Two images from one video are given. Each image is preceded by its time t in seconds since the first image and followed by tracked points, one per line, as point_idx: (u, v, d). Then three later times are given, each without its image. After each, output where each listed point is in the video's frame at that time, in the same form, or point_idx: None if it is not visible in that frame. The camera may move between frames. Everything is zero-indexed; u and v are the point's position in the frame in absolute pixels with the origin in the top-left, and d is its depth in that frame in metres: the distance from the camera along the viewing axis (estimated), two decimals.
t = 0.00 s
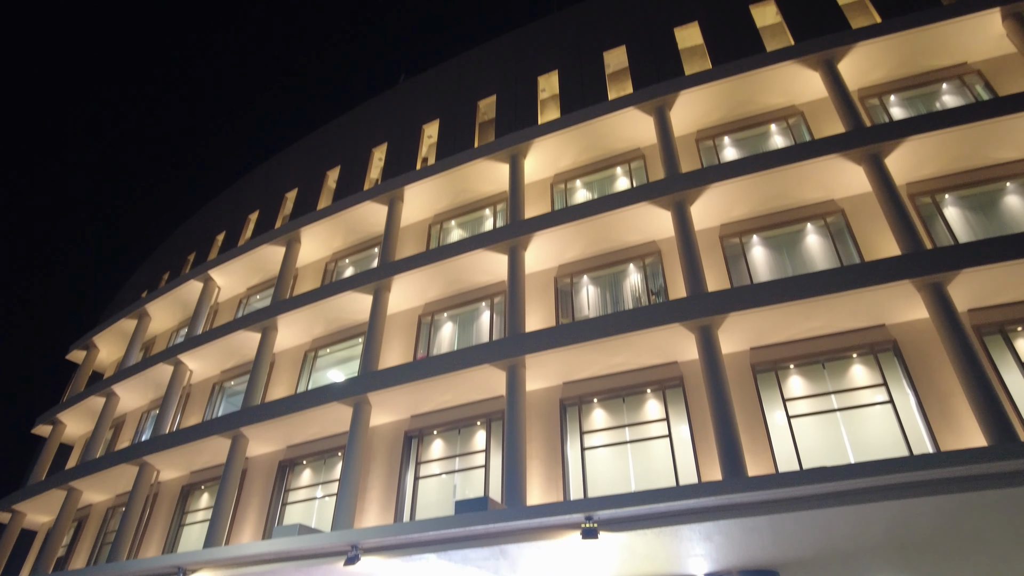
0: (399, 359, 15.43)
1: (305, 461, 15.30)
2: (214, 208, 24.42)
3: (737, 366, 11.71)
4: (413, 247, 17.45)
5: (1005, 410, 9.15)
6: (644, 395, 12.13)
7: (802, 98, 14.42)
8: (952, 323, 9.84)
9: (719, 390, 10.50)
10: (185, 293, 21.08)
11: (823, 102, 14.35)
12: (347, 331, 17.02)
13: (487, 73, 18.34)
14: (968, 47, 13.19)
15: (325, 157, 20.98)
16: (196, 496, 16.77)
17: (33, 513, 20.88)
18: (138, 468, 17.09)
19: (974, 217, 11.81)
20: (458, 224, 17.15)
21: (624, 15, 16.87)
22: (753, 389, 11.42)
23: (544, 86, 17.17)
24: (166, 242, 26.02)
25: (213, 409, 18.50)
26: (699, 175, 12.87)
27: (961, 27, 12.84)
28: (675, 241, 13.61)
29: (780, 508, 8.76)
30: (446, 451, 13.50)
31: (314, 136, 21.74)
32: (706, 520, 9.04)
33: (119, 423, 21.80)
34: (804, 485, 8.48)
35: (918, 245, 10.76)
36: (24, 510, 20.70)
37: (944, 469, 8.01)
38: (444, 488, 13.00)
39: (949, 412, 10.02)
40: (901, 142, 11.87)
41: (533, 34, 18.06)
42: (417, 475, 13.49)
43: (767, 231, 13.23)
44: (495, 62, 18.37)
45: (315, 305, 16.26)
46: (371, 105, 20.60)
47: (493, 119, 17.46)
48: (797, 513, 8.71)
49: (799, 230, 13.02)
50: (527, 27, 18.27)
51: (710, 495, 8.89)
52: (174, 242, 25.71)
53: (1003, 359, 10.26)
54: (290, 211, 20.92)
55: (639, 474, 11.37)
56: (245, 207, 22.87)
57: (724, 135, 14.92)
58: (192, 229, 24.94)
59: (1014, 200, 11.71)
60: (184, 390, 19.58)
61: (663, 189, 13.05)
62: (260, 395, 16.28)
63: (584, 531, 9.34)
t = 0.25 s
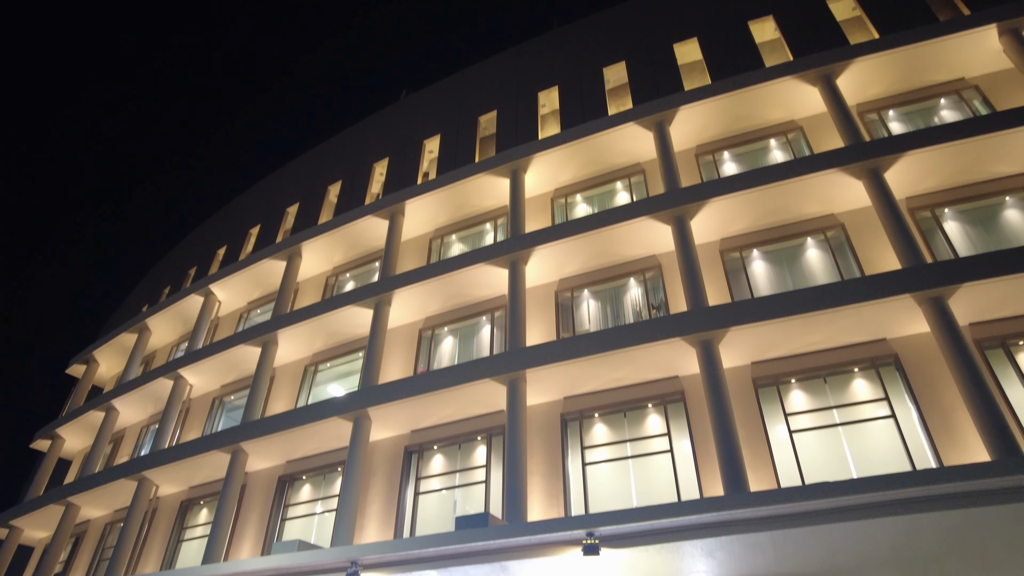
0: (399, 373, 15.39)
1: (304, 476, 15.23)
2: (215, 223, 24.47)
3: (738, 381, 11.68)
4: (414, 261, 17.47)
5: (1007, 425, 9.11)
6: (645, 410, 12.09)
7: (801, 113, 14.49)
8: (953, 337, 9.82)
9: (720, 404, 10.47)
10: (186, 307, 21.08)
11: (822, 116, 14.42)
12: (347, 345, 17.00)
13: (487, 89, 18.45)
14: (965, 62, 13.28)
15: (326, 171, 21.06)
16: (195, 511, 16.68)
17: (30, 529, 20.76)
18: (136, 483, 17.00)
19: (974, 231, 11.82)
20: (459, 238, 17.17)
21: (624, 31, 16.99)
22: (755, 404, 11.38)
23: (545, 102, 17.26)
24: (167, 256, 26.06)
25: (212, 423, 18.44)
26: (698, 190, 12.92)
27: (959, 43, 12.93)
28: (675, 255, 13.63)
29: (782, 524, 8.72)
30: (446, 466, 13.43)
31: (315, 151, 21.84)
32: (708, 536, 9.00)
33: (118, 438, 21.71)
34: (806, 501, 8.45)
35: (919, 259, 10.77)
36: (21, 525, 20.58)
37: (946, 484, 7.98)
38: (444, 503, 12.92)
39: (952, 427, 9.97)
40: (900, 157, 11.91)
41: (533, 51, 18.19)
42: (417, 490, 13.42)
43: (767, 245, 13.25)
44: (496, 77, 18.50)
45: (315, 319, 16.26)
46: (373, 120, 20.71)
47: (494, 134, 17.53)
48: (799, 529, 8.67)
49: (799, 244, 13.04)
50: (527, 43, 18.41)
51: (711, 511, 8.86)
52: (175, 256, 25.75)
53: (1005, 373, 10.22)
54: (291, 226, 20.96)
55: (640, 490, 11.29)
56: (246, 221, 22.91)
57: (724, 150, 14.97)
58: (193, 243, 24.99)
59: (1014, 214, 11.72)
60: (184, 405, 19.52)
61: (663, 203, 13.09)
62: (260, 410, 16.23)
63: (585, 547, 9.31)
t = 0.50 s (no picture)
0: (399, 384, 15.35)
1: (304, 488, 15.16)
2: (216, 234, 24.50)
3: (739, 392, 11.65)
4: (415, 272, 17.48)
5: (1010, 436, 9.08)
6: (646, 421, 12.06)
7: (801, 125, 14.54)
8: (954, 348, 9.81)
9: (721, 415, 10.44)
10: (186, 318, 21.07)
11: (821, 128, 14.47)
12: (347, 356, 16.98)
13: (488, 101, 18.54)
14: (963, 74, 13.34)
15: (327, 183, 21.10)
16: (194, 523, 16.59)
17: (28, 541, 20.65)
18: (135, 495, 16.93)
19: (974, 242, 11.82)
20: (459, 249, 17.17)
21: (624, 44, 17.09)
22: (756, 415, 11.35)
23: (545, 114, 17.32)
24: (167, 268, 26.08)
25: (212, 435, 18.38)
26: (698, 201, 12.95)
27: (957, 55, 13.00)
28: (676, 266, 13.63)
29: (785, 536, 8.68)
30: (446, 478, 13.38)
31: (317, 163, 21.92)
32: (710, 548, 8.96)
33: (117, 449, 21.63)
34: (808, 513, 8.42)
35: (919, 269, 10.77)
36: (19, 537, 20.47)
37: (948, 496, 7.95)
38: (444, 516, 12.85)
39: (954, 438, 9.93)
40: (900, 168, 11.95)
41: (534, 63, 18.30)
42: (417, 502, 13.35)
43: (768, 256, 13.26)
44: (497, 90, 18.59)
45: (316, 330, 16.25)
46: (374, 132, 20.78)
47: (495, 146, 17.59)
48: (802, 541, 8.62)
49: (800, 255, 13.04)
50: (528, 55, 18.50)
51: (713, 522, 8.83)
52: (176, 267, 25.77)
53: (1007, 384, 10.19)
54: (292, 237, 20.98)
55: (641, 502, 11.23)
56: (247, 232, 22.94)
57: (724, 161, 15.01)
58: (194, 254, 25.02)
59: (1014, 225, 11.73)
60: (184, 416, 19.48)
61: (663, 214, 13.12)
62: (259, 421, 16.19)
63: (586, 559, 9.28)
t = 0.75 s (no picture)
0: (399, 394, 15.31)
1: (303, 498, 15.10)
2: (217, 244, 24.53)
3: (740, 402, 11.62)
4: (415, 282, 17.47)
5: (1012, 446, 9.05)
6: (647, 431, 12.02)
7: (800, 134, 14.59)
8: (955, 358, 9.79)
9: (721, 425, 10.41)
10: (186, 327, 21.06)
11: (820, 137, 14.50)
12: (348, 366, 16.96)
13: (488, 111, 18.60)
14: (962, 84, 13.39)
15: (328, 193, 21.14)
16: (193, 534, 16.51)
17: (26, 552, 20.54)
18: (134, 505, 16.86)
19: (974, 251, 11.82)
20: (460, 259, 17.16)
21: (623, 54, 17.17)
22: (757, 424, 11.31)
23: (545, 124, 17.37)
24: (168, 277, 26.08)
25: (212, 444, 18.33)
26: (698, 211, 12.97)
27: (955, 65, 13.05)
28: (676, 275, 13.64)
29: (787, 546, 8.65)
30: (446, 489, 13.32)
31: (317, 173, 21.98)
32: (711, 559, 8.94)
33: (116, 459, 21.56)
34: (810, 523, 8.40)
35: (919, 279, 10.77)
36: (17, 548, 20.37)
37: (950, 506, 7.92)
38: (444, 526, 12.78)
39: (956, 448, 9.89)
40: (899, 177, 11.97)
41: (534, 73, 18.37)
42: (417, 513, 13.28)
43: (768, 265, 13.26)
44: (497, 100, 18.66)
45: (316, 340, 16.24)
46: (375, 142, 20.85)
47: (495, 155, 17.63)
48: (804, 551, 8.59)
49: (800, 264, 13.04)
50: (528, 66, 18.58)
51: (714, 533, 8.81)
52: (177, 277, 25.77)
53: (1009, 394, 10.16)
54: (292, 247, 20.99)
55: (642, 512, 11.18)
56: (248, 242, 22.95)
57: (724, 170, 15.04)
58: (195, 264, 25.03)
59: (1014, 234, 11.73)
60: (184, 426, 19.43)
61: (663, 223, 13.14)
62: (259, 431, 16.15)
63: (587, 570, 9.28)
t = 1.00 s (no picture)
0: (399, 402, 15.27)
1: (303, 506, 15.05)
2: (218, 251, 24.54)
3: (741, 409, 11.60)
4: (415, 289, 17.47)
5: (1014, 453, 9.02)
6: (648, 438, 11.99)
7: (800, 141, 14.61)
8: (956, 365, 9.78)
9: (723, 432, 10.38)
10: (186, 335, 21.04)
11: (820, 144, 14.52)
12: (348, 373, 16.94)
13: (489, 119, 18.65)
14: (961, 91, 13.43)
15: (328, 200, 21.17)
16: (193, 542, 16.45)
17: (24, 560, 20.45)
18: (133, 513, 16.79)
19: (975, 258, 11.81)
20: (460, 266, 17.16)
21: (623, 62, 17.23)
22: (758, 432, 11.29)
23: (545, 132, 17.40)
24: (169, 285, 26.08)
25: (211, 452, 18.28)
26: (698, 218, 12.99)
27: (954, 72, 13.10)
28: (676, 282, 13.63)
29: (788, 554, 8.64)
30: (446, 496, 13.27)
31: (318, 180, 22.03)
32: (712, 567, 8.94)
33: (116, 467, 21.50)
34: (811, 531, 8.38)
35: (919, 286, 10.77)
36: (15, 556, 20.28)
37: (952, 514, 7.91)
38: (445, 534, 12.73)
39: (958, 455, 9.86)
40: (899, 184, 11.99)
41: (534, 81, 18.44)
42: (417, 521, 13.23)
43: (768, 272, 13.26)
44: (498, 108, 18.71)
45: (316, 347, 16.23)
46: (375, 150, 20.90)
47: (495, 163, 17.66)
48: (807, 559, 8.57)
49: (800, 271, 13.04)
50: (528, 74, 18.65)
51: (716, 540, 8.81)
52: (177, 284, 25.77)
53: (1010, 401, 10.13)
54: (293, 254, 21.00)
55: (643, 520, 11.12)
56: (248, 249, 22.97)
57: (724, 177, 15.05)
58: (195, 271, 25.04)
59: (1015, 241, 11.72)
60: (183, 434, 19.38)
61: (663, 231, 13.15)
62: (259, 439, 16.12)
63: None
